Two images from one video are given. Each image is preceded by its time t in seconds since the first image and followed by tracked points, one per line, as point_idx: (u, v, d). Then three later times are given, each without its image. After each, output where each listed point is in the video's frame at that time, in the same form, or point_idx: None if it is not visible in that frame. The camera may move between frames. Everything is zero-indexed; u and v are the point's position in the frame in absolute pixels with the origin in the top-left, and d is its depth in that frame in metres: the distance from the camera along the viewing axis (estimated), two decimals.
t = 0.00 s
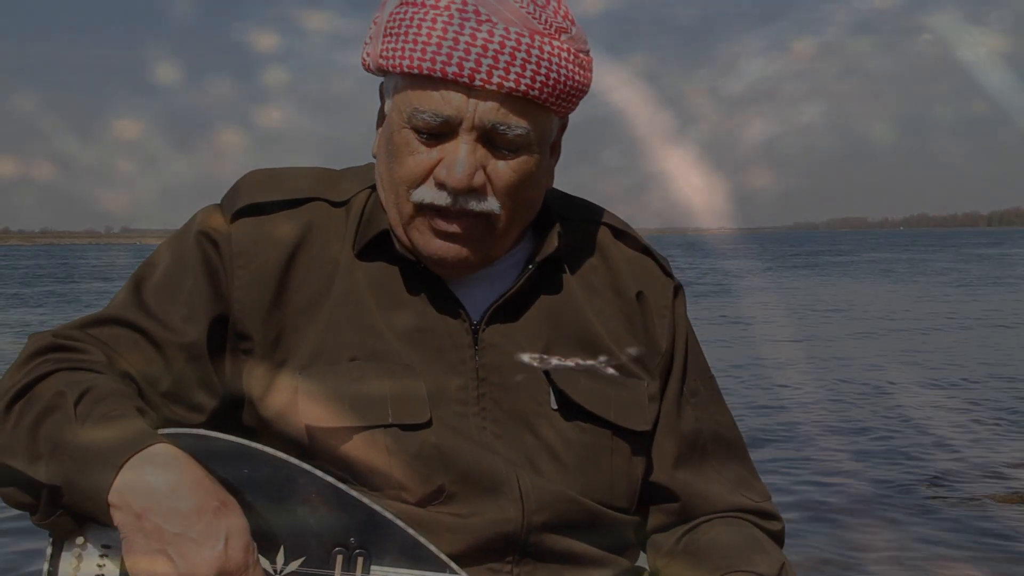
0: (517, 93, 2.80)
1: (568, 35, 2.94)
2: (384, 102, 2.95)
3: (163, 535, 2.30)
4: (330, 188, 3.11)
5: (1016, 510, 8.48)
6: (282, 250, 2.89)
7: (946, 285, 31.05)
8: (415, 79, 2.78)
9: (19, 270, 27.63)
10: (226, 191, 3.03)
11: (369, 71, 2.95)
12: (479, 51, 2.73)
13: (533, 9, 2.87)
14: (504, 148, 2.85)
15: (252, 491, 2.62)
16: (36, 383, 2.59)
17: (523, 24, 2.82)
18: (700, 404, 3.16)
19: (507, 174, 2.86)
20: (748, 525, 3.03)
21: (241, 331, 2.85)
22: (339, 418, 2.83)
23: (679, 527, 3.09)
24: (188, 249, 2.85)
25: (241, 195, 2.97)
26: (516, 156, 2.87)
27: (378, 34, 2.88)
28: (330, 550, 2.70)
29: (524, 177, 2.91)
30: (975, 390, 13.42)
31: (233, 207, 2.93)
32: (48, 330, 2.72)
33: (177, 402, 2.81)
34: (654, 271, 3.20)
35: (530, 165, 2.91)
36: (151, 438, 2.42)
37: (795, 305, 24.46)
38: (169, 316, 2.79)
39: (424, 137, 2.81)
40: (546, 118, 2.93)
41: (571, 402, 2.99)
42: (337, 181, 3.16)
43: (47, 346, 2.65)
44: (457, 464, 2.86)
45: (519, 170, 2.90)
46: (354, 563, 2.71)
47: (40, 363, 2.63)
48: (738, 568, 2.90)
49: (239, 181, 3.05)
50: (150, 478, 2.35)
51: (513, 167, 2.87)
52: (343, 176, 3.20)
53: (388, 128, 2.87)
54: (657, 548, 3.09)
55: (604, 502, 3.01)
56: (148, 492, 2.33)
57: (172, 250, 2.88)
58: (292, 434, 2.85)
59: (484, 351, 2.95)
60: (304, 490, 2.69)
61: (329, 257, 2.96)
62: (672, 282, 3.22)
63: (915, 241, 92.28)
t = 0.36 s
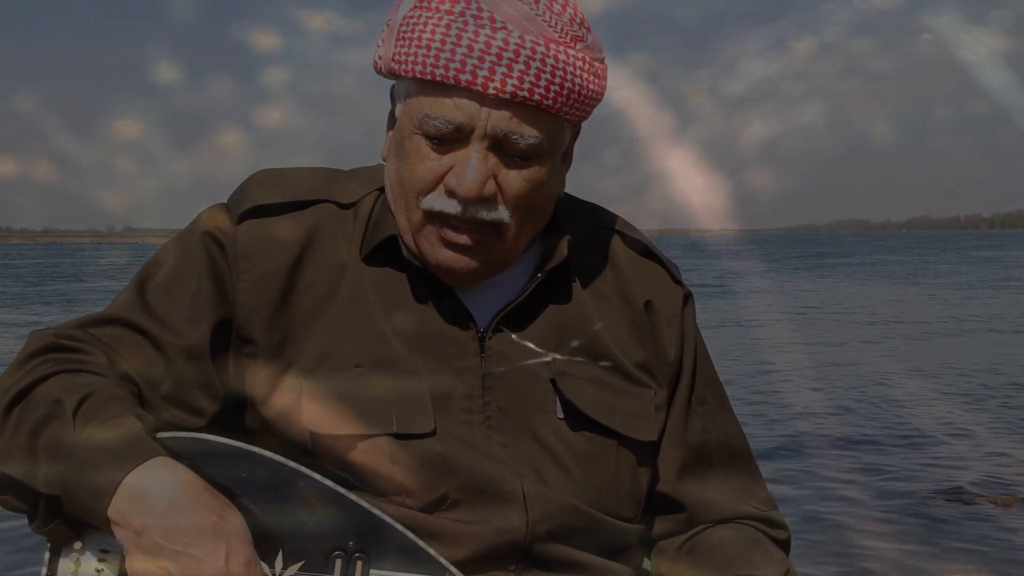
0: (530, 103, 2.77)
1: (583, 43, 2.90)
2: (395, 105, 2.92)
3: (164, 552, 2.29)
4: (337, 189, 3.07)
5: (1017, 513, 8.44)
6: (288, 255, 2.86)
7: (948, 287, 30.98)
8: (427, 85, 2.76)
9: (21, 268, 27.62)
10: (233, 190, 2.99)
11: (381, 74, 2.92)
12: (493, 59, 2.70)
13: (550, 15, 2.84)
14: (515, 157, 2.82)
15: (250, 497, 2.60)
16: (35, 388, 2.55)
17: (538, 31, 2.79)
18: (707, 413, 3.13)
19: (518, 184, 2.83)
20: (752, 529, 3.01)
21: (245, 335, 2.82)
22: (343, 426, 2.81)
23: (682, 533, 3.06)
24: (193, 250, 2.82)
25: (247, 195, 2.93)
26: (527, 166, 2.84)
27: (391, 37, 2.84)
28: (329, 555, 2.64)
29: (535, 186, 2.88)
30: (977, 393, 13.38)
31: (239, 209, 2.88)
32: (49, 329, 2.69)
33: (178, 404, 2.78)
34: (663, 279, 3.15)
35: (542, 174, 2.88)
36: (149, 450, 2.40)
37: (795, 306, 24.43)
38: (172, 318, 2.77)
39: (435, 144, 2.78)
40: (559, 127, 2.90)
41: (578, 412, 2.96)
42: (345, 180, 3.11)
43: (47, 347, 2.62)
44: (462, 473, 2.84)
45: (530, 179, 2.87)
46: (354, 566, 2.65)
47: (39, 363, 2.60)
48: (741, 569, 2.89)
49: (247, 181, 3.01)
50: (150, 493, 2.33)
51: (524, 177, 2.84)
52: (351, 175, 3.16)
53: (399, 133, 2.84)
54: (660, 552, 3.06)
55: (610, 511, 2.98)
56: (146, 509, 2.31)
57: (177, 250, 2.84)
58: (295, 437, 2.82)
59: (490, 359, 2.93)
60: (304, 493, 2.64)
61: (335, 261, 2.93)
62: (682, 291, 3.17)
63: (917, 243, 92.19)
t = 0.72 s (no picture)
0: (535, 100, 2.76)
1: (588, 39, 2.89)
2: (399, 101, 2.91)
3: (167, 548, 2.30)
4: (339, 185, 3.06)
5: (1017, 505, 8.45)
6: (290, 251, 2.85)
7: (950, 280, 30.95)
8: (431, 82, 2.75)
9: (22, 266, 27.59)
10: (235, 186, 2.98)
11: (384, 70, 2.91)
12: (498, 56, 2.69)
13: (555, 11, 2.83)
14: (520, 155, 2.81)
15: (254, 491, 2.59)
16: (34, 383, 2.55)
17: (542, 28, 2.78)
18: (711, 408, 3.12)
19: (523, 182, 2.82)
20: (757, 523, 3.01)
21: (248, 332, 2.81)
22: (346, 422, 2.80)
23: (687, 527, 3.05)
24: (194, 246, 2.82)
25: (249, 191, 2.93)
26: (532, 163, 2.83)
27: (393, 34, 2.83)
28: (331, 549, 2.63)
29: (540, 184, 2.87)
30: (976, 385, 13.40)
31: (240, 205, 2.88)
32: (49, 325, 2.68)
33: (180, 401, 2.77)
34: (668, 274, 3.14)
35: (546, 172, 2.87)
36: (151, 446, 2.39)
37: (793, 300, 24.44)
38: (174, 315, 2.76)
39: (440, 141, 2.77)
40: (564, 124, 2.89)
41: (581, 408, 2.95)
42: (346, 175, 3.11)
43: (47, 343, 2.61)
44: (466, 469, 2.83)
45: (535, 176, 2.86)
46: (355, 561, 2.63)
47: (40, 360, 2.60)
48: (745, 565, 2.88)
49: (248, 176, 3.00)
50: (151, 488, 2.32)
51: (529, 174, 2.83)
52: (352, 170, 3.15)
53: (403, 131, 2.83)
54: (666, 544, 3.04)
55: (614, 507, 2.97)
56: (148, 506, 2.30)
57: (179, 247, 2.84)
58: (297, 435, 2.82)
59: (494, 356, 2.91)
60: (305, 487, 2.64)
61: (337, 257, 2.92)
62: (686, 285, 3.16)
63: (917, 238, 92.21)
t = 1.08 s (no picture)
0: (537, 93, 2.75)
1: (591, 33, 2.88)
2: (400, 93, 2.90)
3: (165, 542, 2.28)
4: (340, 179, 3.05)
5: (1014, 500, 8.46)
6: (291, 244, 2.84)
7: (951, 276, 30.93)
8: (433, 74, 2.74)
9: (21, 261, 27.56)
10: (236, 180, 2.97)
11: (386, 62, 2.90)
12: (501, 48, 2.68)
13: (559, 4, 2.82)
14: (522, 148, 2.80)
15: (252, 486, 2.58)
16: (34, 375, 2.54)
17: (545, 22, 2.77)
18: (712, 404, 3.11)
19: (524, 175, 2.81)
20: (758, 519, 3.01)
21: (247, 326, 2.81)
22: (346, 417, 2.79)
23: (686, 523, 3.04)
24: (194, 240, 2.80)
25: (251, 185, 2.92)
26: (533, 156, 2.82)
27: (396, 25, 2.82)
28: (331, 542, 2.63)
29: (542, 177, 2.86)
30: (973, 380, 13.41)
31: (240, 200, 2.88)
32: (49, 317, 2.68)
33: (180, 395, 2.75)
34: (669, 270, 3.13)
35: (548, 165, 2.86)
36: (151, 441, 2.39)
37: (791, 296, 24.46)
38: (173, 308, 2.75)
39: (441, 133, 2.76)
40: (567, 118, 2.88)
41: (581, 403, 2.94)
42: (347, 169, 3.10)
43: (47, 335, 2.61)
44: (466, 464, 2.82)
45: (537, 169, 2.85)
46: (355, 555, 2.63)
47: (39, 352, 2.59)
48: (747, 560, 2.89)
49: (249, 170, 2.99)
50: (149, 482, 2.31)
51: (530, 167, 2.82)
52: (353, 164, 3.14)
53: (404, 122, 2.83)
54: (666, 542, 3.05)
55: (614, 502, 2.96)
56: (146, 500, 2.30)
57: (178, 239, 2.83)
58: (296, 429, 2.81)
59: (495, 350, 2.91)
60: (305, 483, 2.63)
61: (338, 251, 2.91)
62: (688, 281, 3.15)
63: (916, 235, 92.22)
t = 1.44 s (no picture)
0: (539, 79, 2.74)
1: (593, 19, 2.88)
2: (401, 78, 2.89)
3: (161, 528, 2.26)
4: (338, 163, 3.04)
5: (1012, 490, 8.48)
6: (289, 229, 2.83)
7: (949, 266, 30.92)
8: (435, 59, 2.73)
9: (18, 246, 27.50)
10: (234, 164, 2.96)
11: (386, 46, 2.89)
12: (503, 33, 2.68)
13: None
14: (524, 134, 2.80)
15: (253, 476, 2.60)
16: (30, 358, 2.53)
17: (548, 7, 2.76)
18: (710, 392, 3.11)
19: (525, 161, 2.80)
20: (753, 505, 3.02)
21: (245, 311, 2.80)
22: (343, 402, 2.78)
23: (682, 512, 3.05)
24: (192, 224, 2.79)
25: (249, 169, 2.92)
26: (535, 143, 2.81)
27: (397, 9, 2.81)
28: (326, 527, 2.62)
29: (543, 164, 2.85)
30: (968, 369, 13.43)
31: (238, 183, 2.88)
32: (45, 300, 2.67)
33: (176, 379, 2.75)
34: (668, 257, 3.12)
35: (549, 152, 2.85)
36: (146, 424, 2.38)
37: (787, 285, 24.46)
38: (171, 292, 2.74)
39: (442, 119, 2.75)
40: (568, 104, 2.87)
41: (579, 389, 2.94)
42: (345, 153, 3.09)
43: (43, 318, 2.60)
44: (462, 450, 2.82)
45: (538, 156, 2.84)
46: (350, 539, 2.64)
47: (35, 334, 2.58)
48: (743, 546, 2.92)
49: (247, 153, 2.98)
50: (145, 470, 2.30)
51: (532, 154, 2.81)
52: (351, 148, 3.13)
53: (404, 107, 2.82)
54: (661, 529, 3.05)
55: (611, 490, 2.96)
56: (142, 486, 2.29)
57: (176, 222, 2.81)
58: (292, 415, 2.80)
59: (493, 336, 2.90)
60: (308, 474, 2.64)
61: (337, 235, 2.91)
62: (687, 269, 3.14)
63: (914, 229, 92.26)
